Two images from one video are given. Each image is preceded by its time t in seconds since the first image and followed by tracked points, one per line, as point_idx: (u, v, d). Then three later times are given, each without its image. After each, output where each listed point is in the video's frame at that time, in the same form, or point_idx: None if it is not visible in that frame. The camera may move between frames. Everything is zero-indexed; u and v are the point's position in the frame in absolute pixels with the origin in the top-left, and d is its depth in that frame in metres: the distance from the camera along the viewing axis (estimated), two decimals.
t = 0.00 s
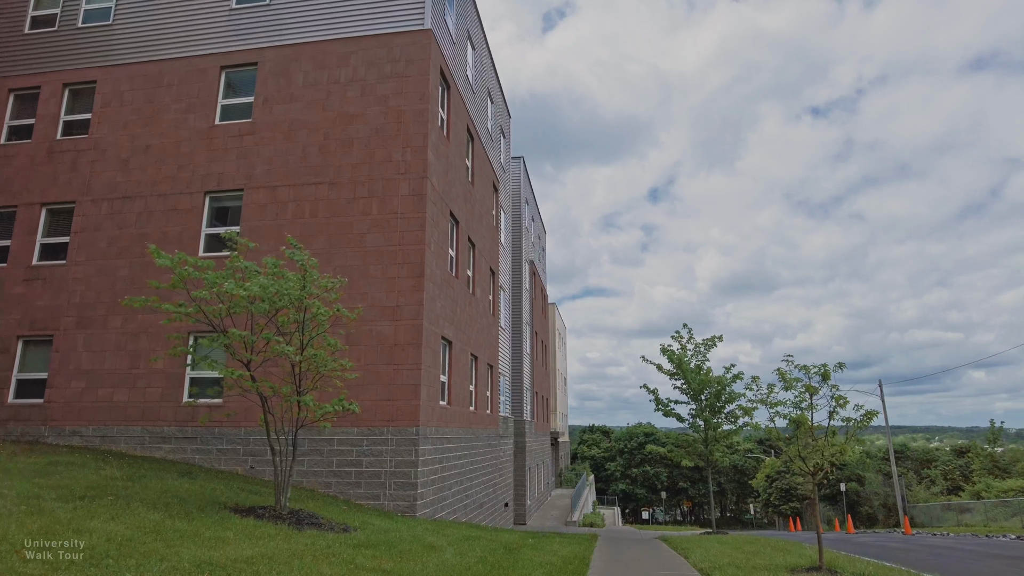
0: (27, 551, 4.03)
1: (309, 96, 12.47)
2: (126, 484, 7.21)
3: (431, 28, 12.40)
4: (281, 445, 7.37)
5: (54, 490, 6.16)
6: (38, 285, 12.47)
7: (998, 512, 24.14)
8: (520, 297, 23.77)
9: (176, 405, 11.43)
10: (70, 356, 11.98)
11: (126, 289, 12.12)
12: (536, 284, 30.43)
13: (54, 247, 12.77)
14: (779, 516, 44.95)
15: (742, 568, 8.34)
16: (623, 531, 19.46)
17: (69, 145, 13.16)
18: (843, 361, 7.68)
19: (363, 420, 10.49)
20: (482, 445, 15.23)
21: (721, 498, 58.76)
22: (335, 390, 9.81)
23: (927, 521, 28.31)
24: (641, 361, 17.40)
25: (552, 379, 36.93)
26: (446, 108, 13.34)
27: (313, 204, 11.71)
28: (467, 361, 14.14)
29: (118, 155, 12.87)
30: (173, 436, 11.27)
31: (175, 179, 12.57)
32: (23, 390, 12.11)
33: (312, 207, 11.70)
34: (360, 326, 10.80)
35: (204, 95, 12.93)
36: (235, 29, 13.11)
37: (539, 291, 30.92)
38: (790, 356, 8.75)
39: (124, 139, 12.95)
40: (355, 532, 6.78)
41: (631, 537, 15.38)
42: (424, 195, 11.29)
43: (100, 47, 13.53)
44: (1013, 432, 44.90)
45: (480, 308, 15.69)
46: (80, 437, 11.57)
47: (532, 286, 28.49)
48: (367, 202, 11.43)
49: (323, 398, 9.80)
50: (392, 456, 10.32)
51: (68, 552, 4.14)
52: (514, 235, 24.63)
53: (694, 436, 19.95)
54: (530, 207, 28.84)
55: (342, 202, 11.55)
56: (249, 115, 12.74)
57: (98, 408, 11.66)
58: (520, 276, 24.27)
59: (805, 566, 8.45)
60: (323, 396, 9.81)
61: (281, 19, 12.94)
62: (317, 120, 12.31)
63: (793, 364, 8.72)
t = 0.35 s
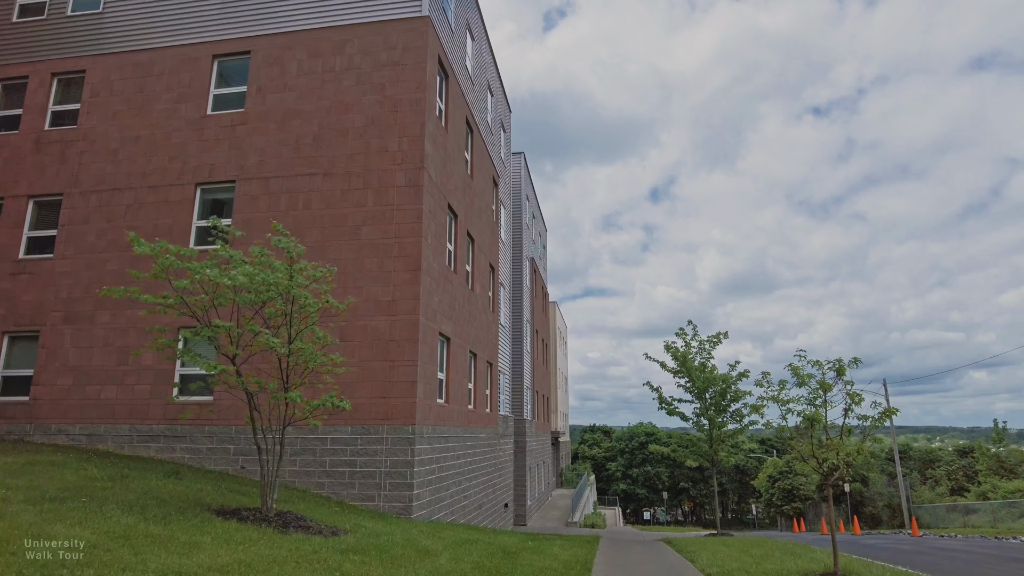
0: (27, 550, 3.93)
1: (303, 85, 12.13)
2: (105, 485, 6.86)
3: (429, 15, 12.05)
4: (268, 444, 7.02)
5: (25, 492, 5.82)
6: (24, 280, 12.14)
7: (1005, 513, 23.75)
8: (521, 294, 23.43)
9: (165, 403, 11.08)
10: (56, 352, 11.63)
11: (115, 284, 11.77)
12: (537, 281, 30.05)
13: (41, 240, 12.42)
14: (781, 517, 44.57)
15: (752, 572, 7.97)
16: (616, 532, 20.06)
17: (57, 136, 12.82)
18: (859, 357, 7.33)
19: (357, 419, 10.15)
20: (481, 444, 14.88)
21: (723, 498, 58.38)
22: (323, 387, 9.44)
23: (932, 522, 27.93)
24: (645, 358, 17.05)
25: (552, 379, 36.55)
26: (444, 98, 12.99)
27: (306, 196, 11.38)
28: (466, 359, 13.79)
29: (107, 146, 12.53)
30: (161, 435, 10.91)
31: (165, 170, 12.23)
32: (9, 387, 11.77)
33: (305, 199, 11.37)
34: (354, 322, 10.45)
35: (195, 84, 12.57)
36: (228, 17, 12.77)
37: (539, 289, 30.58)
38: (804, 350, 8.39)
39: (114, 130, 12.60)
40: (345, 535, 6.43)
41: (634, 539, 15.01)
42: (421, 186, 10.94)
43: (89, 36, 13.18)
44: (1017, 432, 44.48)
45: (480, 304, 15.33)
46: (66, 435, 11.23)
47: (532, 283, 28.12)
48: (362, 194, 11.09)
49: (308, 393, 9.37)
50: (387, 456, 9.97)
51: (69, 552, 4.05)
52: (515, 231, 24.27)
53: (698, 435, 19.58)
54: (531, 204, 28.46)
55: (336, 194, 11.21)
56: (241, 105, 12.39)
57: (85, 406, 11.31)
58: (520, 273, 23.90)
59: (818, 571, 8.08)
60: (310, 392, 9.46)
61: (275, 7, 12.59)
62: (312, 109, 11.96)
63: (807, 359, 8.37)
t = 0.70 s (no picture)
0: (28, 551, 3.84)
1: (292, 72, 11.79)
2: (76, 483, 6.53)
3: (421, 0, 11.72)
4: (249, 439, 6.70)
5: None
6: (4, 272, 11.78)
7: (1006, 513, 23.49)
8: (517, 291, 23.15)
9: (148, 399, 10.73)
10: (37, 347, 11.28)
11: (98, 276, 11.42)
12: (534, 278, 29.77)
13: (22, 231, 12.06)
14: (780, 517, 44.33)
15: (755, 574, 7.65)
16: (607, 531, 19.68)
17: (39, 124, 12.45)
18: (868, 349, 7.05)
19: (346, 415, 9.83)
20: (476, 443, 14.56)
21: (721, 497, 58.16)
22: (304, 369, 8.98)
23: (933, 521, 27.67)
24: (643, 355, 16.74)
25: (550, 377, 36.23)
26: (438, 86, 12.68)
27: (295, 185, 11.09)
28: (460, 355, 13.48)
29: (90, 135, 12.17)
30: (145, 432, 10.57)
31: (150, 160, 11.88)
32: None
33: (294, 188, 11.10)
34: (343, 315, 10.14)
35: (181, 71, 12.22)
36: (215, 3, 12.42)
37: (536, 286, 30.28)
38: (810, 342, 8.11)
39: (97, 118, 12.24)
40: (328, 536, 6.09)
41: (632, 539, 14.69)
42: (412, 175, 10.62)
43: (72, 22, 12.82)
44: (1017, 431, 44.26)
45: (475, 300, 15.02)
46: (46, 433, 10.87)
47: (529, 280, 27.85)
48: (352, 183, 10.79)
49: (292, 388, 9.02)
50: (377, 453, 9.65)
51: (68, 552, 3.96)
52: (511, 227, 23.98)
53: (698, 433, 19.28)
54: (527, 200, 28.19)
55: (326, 183, 10.94)
56: (229, 93, 12.05)
57: (66, 402, 10.96)
58: (517, 269, 23.60)
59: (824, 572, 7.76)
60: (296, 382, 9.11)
61: None
62: (301, 97, 11.64)
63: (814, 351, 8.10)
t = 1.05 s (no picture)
0: (29, 551, 3.93)
1: (282, 62, 11.47)
2: (48, 486, 6.23)
3: None
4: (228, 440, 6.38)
5: None
6: None
7: (1011, 513, 23.21)
8: (515, 289, 22.81)
9: (133, 398, 10.40)
10: (19, 345, 10.96)
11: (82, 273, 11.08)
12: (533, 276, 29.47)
13: (5, 227, 11.74)
14: (781, 517, 44.06)
15: None
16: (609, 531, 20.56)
17: (22, 117, 12.12)
18: (881, 345, 6.81)
19: (336, 414, 9.53)
20: (472, 443, 14.25)
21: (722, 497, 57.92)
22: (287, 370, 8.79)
23: (937, 522, 27.39)
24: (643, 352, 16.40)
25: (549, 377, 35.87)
26: (432, 78, 12.35)
27: (285, 178, 10.81)
28: (456, 353, 13.16)
29: (75, 128, 11.85)
30: (129, 432, 10.24)
31: (136, 153, 11.55)
32: None
33: (283, 181, 10.81)
34: (334, 311, 9.84)
35: (168, 62, 11.89)
36: None
37: (535, 284, 29.94)
38: (818, 337, 7.83)
39: (82, 110, 11.91)
40: (310, 542, 5.77)
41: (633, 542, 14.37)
42: (405, 167, 10.31)
43: (58, 12, 12.48)
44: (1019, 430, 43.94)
45: (471, 297, 14.71)
46: (28, 434, 10.54)
47: (528, 278, 27.54)
48: (342, 176, 10.50)
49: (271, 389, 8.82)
50: (368, 455, 9.33)
51: (68, 553, 4.03)
52: (509, 224, 23.66)
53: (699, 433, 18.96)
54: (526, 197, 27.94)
55: (316, 176, 10.65)
56: (217, 84, 11.72)
57: (49, 402, 10.64)
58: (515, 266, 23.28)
59: None
60: (280, 383, 8.90)
61: None
62: (291, 88, 11.33)
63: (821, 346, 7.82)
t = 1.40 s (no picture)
0: (28, 550, 3.92)
1: (271, 49, 11.11)
2: (14, 486, 5.91)
3: None
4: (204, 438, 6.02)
5: None
6: None
7: (1017, 514, 22.85)
8: (513, 287, 22.48)
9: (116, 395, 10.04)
10: None
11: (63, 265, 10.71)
12: (532, 274, 29.12)
13: None
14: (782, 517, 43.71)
15: None
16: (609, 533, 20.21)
17: (4, 106, 11.76)
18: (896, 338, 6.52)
19: (324, 412, 9.19)
20: (468, 442, 13.89)
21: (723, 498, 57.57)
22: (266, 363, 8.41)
23: (941, 523, 27.03)
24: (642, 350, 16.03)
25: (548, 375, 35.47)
26: (426, 66, 12.00)
27: (273, 168, 10.46)
28: (452, 350, 12.81)
29: (58, 117, 11.49)
30: (111, 430, 9.88)
31: (120, 142, 11.19)
32: None
33: (271, 170, 10.47)
34: (322, 305, 9.51)
35: (154, 49, 11.52)
36: None
37: (534, 283, 29.59)
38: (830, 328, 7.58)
39: (65, 99, 11.55)
40: (289, 547, 5.40)
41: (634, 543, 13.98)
42: (397, 156, 9.95)
43: None
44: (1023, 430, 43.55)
45: (467, 292, 14.36)
46: (7, 432, 10.18)
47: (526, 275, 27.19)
48: (332, 165, 10.17)
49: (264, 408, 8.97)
50: (357, 454, 8.96)
51: (67, 552, 4.03)
52: (507, 220, 23.30)
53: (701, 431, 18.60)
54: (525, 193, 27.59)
55: (305, 165, 10.32)
56: (205, 72, 11.35)
57: (29, 399, 10.27)
58: (513, 263, 22.92)
59: None
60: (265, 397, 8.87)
61: None
62: (281, 76, 10.97)
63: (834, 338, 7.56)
